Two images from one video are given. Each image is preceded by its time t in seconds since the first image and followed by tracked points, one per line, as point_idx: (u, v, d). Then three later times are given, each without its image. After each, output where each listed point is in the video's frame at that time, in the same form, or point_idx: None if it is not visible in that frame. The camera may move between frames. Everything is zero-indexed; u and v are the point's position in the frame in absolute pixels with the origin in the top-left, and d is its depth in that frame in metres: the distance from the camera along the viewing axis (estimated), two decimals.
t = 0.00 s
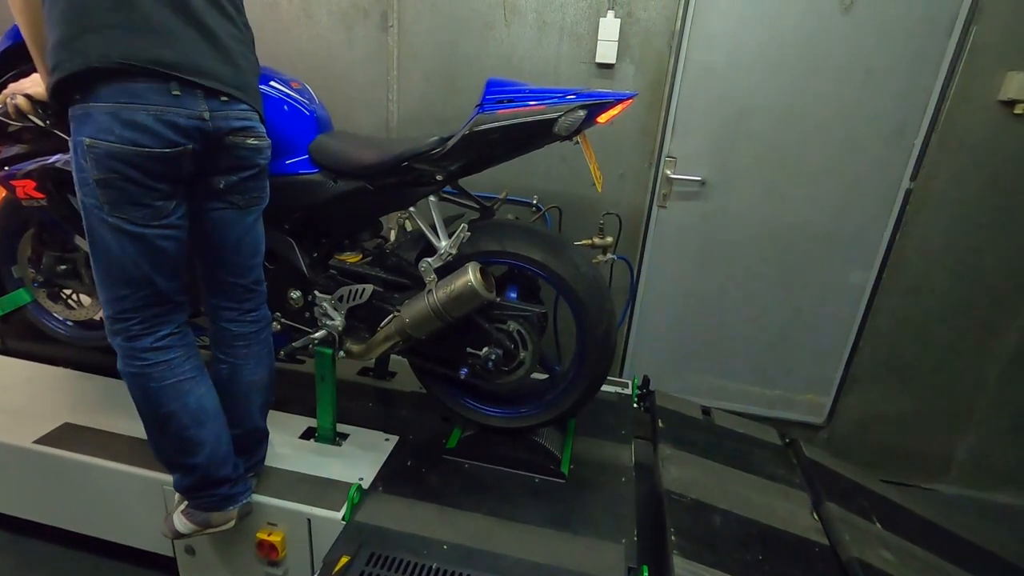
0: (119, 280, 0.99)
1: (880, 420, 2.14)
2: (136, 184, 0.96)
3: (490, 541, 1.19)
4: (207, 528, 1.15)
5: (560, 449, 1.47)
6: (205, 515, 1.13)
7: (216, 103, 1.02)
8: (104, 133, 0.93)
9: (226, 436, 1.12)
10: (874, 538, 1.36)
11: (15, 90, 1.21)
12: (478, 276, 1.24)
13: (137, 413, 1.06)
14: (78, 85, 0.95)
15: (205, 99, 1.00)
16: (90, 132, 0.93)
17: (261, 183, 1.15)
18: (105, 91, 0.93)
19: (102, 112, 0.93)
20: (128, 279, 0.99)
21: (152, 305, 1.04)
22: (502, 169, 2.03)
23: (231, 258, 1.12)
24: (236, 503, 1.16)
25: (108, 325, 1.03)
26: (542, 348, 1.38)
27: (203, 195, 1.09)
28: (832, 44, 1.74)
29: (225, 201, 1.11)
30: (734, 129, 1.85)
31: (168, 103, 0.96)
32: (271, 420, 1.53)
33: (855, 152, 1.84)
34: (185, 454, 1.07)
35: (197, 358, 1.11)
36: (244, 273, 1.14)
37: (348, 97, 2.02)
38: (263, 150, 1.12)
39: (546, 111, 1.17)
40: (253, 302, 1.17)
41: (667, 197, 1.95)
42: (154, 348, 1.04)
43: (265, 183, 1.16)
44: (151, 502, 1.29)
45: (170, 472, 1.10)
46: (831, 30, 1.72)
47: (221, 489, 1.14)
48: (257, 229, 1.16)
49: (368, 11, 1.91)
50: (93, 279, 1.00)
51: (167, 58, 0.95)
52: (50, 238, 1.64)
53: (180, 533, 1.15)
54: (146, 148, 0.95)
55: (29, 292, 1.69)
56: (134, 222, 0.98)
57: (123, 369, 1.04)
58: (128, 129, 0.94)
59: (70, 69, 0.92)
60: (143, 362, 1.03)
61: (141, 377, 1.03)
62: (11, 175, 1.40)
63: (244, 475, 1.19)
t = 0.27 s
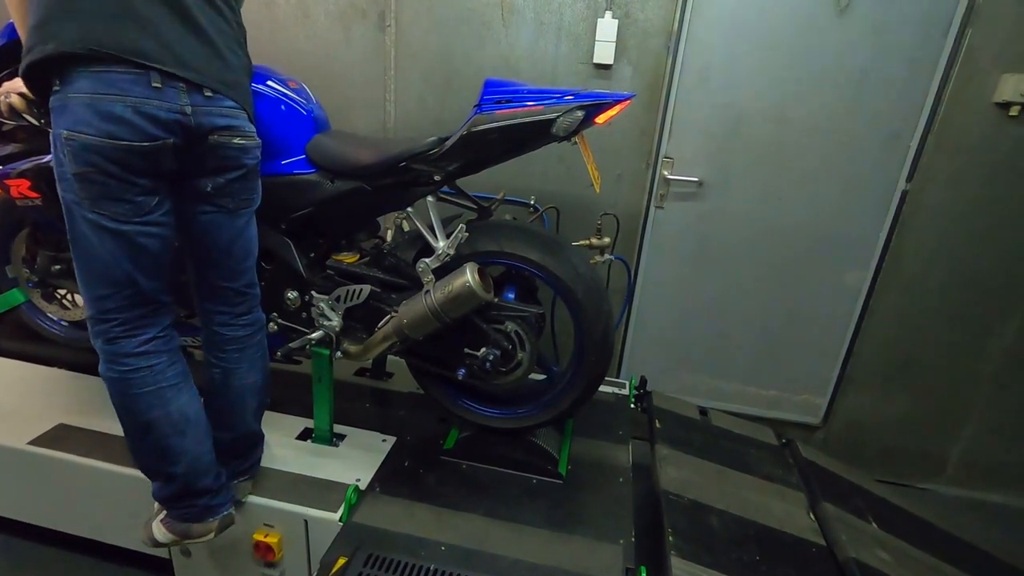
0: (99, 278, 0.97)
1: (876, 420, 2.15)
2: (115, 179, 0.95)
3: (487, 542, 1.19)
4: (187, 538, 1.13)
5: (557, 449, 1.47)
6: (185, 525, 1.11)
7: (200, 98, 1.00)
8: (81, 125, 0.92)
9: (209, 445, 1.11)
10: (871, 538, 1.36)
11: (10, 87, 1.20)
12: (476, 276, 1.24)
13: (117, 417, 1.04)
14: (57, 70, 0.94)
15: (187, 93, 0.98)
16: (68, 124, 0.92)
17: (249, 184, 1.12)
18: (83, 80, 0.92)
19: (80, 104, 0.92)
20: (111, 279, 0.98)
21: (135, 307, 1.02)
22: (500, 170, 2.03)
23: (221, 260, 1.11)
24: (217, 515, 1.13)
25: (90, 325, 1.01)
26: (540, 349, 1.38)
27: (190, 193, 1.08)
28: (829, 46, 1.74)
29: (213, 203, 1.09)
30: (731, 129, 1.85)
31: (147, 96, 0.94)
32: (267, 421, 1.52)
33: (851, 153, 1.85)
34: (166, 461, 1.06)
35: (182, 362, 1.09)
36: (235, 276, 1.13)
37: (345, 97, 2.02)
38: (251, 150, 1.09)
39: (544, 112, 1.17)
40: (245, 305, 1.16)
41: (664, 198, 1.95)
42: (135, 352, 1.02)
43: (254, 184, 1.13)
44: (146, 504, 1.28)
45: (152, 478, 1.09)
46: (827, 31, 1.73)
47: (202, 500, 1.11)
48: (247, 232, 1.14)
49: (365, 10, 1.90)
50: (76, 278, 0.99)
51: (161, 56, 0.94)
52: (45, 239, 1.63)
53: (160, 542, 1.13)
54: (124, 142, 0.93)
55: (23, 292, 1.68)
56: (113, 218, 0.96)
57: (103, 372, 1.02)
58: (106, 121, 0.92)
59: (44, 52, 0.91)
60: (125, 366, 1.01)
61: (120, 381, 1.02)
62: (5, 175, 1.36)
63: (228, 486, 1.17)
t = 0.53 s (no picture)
0: (76, 275, 0.95)
1: (872, 420, 2.16)
2: (98, 169, 0.93)
3: (485, 543, 1.19)
4: (146, 562, 1.06)
5: (555, 450, 1.47)
6: (144, 547, 1.04)
7: (190, 92, 0.99)
8: (65, 113, 0.90)
9: (177, 460, 1.06)
10: (868, 539, 1.36)
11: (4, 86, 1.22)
12: (474, 277, 1.23)
13: (83, 424, 1.00)
14: (47, 58, 0.94)
15: (177, 86, 0.97)
16: (52, 112, 0.91)
17: (242, 184, 1.12)
18: (70, 67, 0.91)
19: (65, 90, 0.90)
20: (85, 275, 0.95)
21: (110, 307, 0.99)
22: (497, 170, 2.03)
23: (217, 263, 1.10)
24: (181, 535, 1.08)
25: (61, 324, 0.98)
26: (538, 349, 1.38)
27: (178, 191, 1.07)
28: (825, 46, 1.75)
29: (204, 204, 1.08)
30: (728, 130, 1.86)
31: (134, 84, 0.92)
32: (263, 422, 1.51)
33: (847, 154, 1.85)
34: (130, 474, 1.01)
35: (155, 369, 1.05)
36: (230, 280, 1.12)
37: (342, 97, 2.02)
38: (242, 149, 1.09)
39: (542, 112, 1.16)
40: (241, 309, 1.15)
41: (662, 198, 1.95)
42: (107, 355, 0.98)
43: (247, 185, 1.13)
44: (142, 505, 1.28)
45: (113, 493, 1.03)
46: (824, 32, 1.73)
47: (165, 519, 1.06)
48: (241, 235, 1.13)
49: (363, 10, 1.90)
50: (50, 272, 0.96)
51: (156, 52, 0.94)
52: (41, 239, 1.62)
53: (117, 563, 1.07)
54: (107, 131, 0.92)
55: (18, 293, 1.68)
56: (94, 210, 0.94)
57: (71, 375, 0.98)
58: (90, 109, 0.90)
59: (31, 36, 0.91)
60: (95, 369, 0.98)
61: (89, 385, 0.98)
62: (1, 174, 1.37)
63: (195, 505, 1.12)
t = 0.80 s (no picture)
0: (61, 271, 0.94)
1: (867, 420, 2.16)
2: (89, 163, 0.92)
3: (481, 543, 1.19)
4: None
5: (552, 450, 1.47)
6: (115, 560, 1.01)
7: (186, 89, 0.99)
8: (57, 105, 0.90)
9: (154, 469, 1.04)
10: (864, 538, 1.37)
11: None
12: (471, 277, 1.23)
13: (59, 426, 0.99)
14: (43, 51, 0.93)
15: (174, 82, 0.97)
16: (44, 103, 0.90)
17: (238, 185, 1.11)
18: (65, 60, 0.91)
19: (59, 83, 0.90)
20: (71, 271, 0.94)
21: (93, 307, 0.97)
22: (494, 170, 2.02)
23: (215, 265, 1.10)
24: (153, 550, 1.04)
25: (43, 323, 0.97)
26: (535, 349, 1.38)
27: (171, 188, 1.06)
28: (821, 47, 1.75)
29: (200, 205, 1.08)
30: (725, 130, 1.86)
31: (130, 78, 0.92)
32: (259, 422, 1.51)
33: (844, 154, 1.86)
34: (103, 481, 0.99)
35: (137, 372, 1.04)
36: (228, 281, 1.12)
37: (339, 96, 2.01)
38: (238, 149, 1.09)
39: (539, 112, 1.17)
40: (238, 310, 1.15)
41: (659, 199, 1.96)
42: (88, 356, 0.97)
43: (244, 186, 1.12)
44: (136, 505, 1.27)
45: (87, 500, 1.01)
46: (820, 33, 1.73)
47: (138, 530, 1.03)
48: (238, 237, 1.13)
49: (360, 9, 1.90)
50: (35, 268, 0.95)
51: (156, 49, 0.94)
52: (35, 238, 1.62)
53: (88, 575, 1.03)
54: (100, 124, 0.91)
55: (13, 292, 1.66)
56: (85, 204, 0.93)
57: (51, 375, 0.97)
58: (83, 102, 0.90)
59: (29, 28, 0.91)
60: (75, 369, 0.96)
61: (67, 387, 0.97)
62: None
63: (172, 518, 1.08)
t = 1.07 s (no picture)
0: (63, 270, 0.94)
1: (863, 420, 2.17)
2: (89, 163, 0.91)
3: (478, 543, 1.19)
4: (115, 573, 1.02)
5: (548, 450, 1.47)
6: (115, 558, 1.01)
7: (186, 88, 0.98)
8: (57, 104, 0.89)
9: (152, 470, 1.03)
10: (859, 538, 1.37)
11: None
12: (468, 277, 1.23)
13: (61, 425, 0.98)
14: (42, 49, 0.92)
15: (174, 81, 0.96)
16: (44, 102, 0.89)
17: (238, 185, 1.11)
18: (65, 58, 0.90)
19: (59, 82, 0.89)
20: (71, 271, 0.94)
21: (94, 307, 0.97)
22: (492, 170, 2.02)
23: (213, 265, 1.10)
24: (153, 548, 1.04)
25: (45, 322, 0.97)
26: (532, 349, 1.37)
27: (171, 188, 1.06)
28: (818, 48, 1.76)
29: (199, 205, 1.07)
30: (721, 131, 1.86)
31: (130, 78, 0.91)
32: (256, 422, 1.51)
33: (840, 155, 1.86)
34: (104, 481, 0.98)
35: (138, 372, 1.04)
36: (226, 282, 1.12)
37: (336, 95, 2.01)
38: (237, 149, 1.09)
39: (537, 112, 1.17)
40: (237, 310, 1.15)
41: (655, 199, 1.96)
42: (89, 356, 0.97)
43: (243, 186, 1.12)
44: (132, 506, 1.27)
45: (87, 499, 1.01)
46: (817, 34, 1.74)
47: (137, 529, 1.02)
48: (237, 237, 1.12)
49: (357, 9, 1.90)
50: (35, 267, 0.95)
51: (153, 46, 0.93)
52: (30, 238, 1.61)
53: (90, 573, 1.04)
54: (100, 124, 0.90)
55: (8, 292, 1.66)
56: (85, 204, 0.93)
57: (52, 374, 0.97)
58: (83, 101, 0.89)
59: (28, 26, 0.90)
60: (75, 369, 0.96)
61: (68, 386, 0.96)
62: None
63: (172, 517, 1.08)
